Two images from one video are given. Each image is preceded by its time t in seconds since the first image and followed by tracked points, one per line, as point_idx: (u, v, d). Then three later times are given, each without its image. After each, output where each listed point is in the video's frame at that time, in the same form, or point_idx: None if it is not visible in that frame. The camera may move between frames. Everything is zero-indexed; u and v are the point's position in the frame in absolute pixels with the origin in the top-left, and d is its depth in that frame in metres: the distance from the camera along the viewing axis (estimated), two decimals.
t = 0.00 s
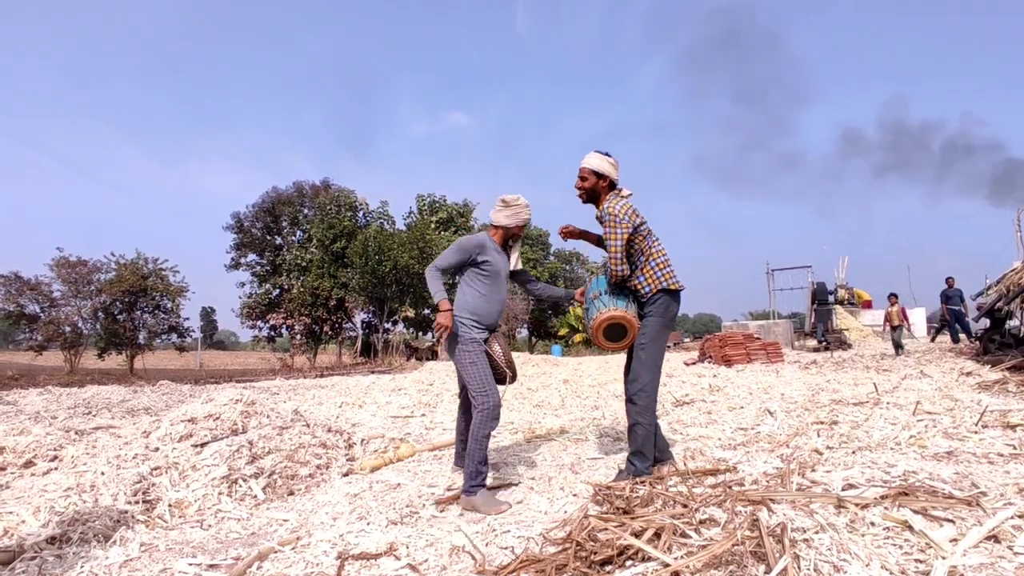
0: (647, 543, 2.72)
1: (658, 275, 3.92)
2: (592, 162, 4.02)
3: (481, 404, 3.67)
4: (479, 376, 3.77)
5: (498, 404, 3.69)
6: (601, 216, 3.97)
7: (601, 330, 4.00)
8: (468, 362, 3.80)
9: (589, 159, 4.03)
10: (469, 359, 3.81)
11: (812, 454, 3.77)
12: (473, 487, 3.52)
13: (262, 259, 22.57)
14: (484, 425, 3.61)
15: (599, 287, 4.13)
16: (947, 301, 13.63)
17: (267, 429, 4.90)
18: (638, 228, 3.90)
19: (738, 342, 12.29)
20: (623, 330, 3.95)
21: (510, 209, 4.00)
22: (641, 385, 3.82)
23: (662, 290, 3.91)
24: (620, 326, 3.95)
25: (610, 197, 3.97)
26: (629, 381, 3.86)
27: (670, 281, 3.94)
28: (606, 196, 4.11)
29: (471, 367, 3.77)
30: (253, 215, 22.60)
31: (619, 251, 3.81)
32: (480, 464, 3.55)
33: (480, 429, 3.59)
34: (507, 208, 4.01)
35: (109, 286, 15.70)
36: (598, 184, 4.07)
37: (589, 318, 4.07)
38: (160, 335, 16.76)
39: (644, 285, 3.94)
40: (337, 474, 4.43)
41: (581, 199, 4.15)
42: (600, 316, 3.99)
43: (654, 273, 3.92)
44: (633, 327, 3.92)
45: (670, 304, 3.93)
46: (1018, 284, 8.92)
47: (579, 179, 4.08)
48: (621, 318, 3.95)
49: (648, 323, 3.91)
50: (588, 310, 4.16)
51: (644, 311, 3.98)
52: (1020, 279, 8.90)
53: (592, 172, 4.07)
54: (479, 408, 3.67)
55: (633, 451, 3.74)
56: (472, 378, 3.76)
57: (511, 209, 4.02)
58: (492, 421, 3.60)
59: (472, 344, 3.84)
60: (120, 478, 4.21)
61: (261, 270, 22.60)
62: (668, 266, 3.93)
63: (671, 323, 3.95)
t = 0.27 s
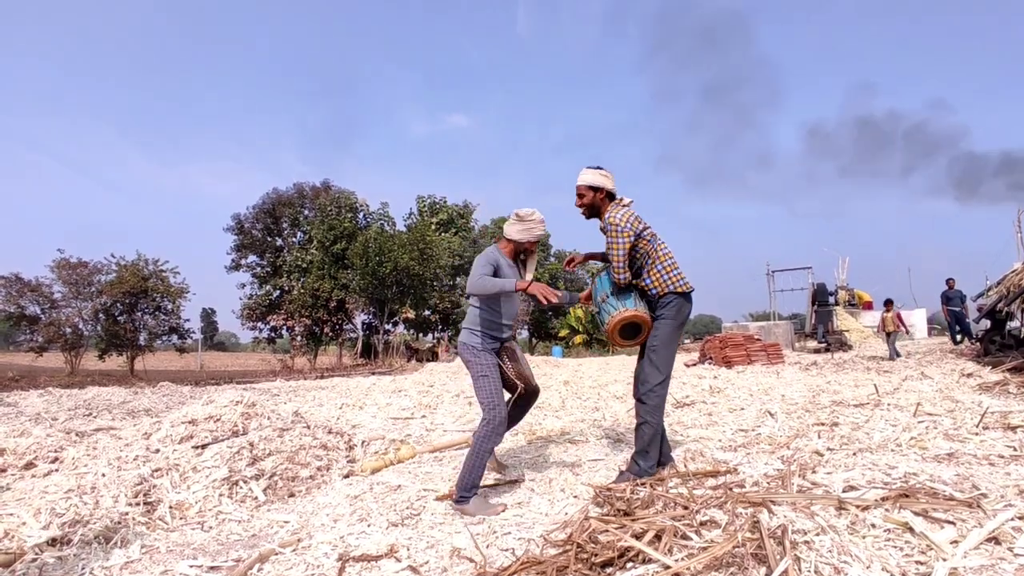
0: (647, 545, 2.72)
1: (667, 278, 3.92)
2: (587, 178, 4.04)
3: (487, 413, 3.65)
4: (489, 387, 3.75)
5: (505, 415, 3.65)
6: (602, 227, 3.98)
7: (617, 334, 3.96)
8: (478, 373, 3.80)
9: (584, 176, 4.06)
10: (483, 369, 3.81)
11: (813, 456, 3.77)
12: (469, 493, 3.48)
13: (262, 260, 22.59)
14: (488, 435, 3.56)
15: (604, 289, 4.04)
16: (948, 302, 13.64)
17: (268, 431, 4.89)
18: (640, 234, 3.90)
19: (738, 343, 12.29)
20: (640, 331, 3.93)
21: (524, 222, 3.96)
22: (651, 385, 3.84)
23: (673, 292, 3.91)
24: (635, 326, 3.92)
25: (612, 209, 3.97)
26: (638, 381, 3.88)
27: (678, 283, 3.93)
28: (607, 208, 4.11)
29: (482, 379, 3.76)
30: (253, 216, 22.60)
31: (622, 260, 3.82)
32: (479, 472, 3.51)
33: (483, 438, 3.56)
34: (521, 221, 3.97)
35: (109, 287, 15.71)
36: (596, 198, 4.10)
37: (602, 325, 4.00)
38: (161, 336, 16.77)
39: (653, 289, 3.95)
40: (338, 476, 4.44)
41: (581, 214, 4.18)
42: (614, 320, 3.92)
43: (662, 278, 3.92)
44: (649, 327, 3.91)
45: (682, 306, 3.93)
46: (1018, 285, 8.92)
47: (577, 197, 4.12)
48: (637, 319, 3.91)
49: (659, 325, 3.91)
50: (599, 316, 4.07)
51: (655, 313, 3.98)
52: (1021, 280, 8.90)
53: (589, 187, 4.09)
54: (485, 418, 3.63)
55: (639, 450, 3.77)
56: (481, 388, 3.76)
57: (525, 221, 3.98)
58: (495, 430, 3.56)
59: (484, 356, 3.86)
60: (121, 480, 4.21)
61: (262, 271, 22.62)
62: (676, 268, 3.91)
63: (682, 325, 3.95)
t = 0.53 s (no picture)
0: (647, 546, 2.72)
1: (667, 278, 3.92)
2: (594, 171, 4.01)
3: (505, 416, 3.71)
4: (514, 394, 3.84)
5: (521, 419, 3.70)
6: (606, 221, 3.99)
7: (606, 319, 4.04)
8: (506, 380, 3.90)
9: (596, 169, 4.02)
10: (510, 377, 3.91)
11: (813, 457, 3.77)
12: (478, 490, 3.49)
13: (263, 261, 22.61)
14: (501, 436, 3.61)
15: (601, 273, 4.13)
16: (948, 303, 13.64)
17: (268, 432, 4.89)
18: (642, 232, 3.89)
19: (738, 344, 12.28)
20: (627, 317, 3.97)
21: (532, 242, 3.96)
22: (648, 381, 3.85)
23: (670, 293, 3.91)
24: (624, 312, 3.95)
25: (620, 201, 3.95)
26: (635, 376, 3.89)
27: (680, 282, 3.93)
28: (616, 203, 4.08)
29: (507, 384, 3.87)
30: (254, 217, 22.60)
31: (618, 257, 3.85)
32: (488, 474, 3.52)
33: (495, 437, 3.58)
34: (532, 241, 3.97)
35: (110, 288, 15.72)
36: (608, 192, 4.06)
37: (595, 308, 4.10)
38: (161, 337, 16.78)
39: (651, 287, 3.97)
40: (338, 477, 4.44)
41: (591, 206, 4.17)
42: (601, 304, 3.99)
43: (664, 277, 3.92)
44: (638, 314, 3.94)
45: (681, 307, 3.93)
46: (1018, 286, 8.92)
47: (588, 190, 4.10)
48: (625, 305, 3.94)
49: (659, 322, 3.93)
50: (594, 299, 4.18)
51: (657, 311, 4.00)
52: (1021, 281, 8.89)
53: (602, 180, 4.06)
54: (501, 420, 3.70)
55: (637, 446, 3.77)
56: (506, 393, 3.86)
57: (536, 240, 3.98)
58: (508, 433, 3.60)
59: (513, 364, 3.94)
60: (122, 481, 4.20)
61: (262, 272, 22.64)
62: (678, 269, 3.90)
63: (683, 324, 3.96)
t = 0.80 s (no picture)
0: (647, 547, 2.72)
1: (666, 275, 3.91)
2: (596, 169, 4.08)
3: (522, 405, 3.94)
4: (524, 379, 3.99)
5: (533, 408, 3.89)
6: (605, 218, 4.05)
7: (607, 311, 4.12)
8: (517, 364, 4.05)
9: (592, 169, 4.10)
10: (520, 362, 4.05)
11: (813, 458, 3.77)
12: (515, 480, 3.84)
13: (263, 262, 22.62)
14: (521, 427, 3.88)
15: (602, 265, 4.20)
16: (949, 304, 13.64)
17: (269, 433, 4.90)
18: (638, 227, 3.89)
19: (738, 345, 12.29)
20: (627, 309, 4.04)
21: (539, 227, 4.01)
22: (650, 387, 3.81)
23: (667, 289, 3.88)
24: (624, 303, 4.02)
25: (621, 197, 4.00)
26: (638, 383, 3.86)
27: (677, 280, 3.90)
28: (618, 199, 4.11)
29: (517, 367, 4.02)
30: (254, 218, 22.61)
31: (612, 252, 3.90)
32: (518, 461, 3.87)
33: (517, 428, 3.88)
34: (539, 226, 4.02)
35: (110, 289, 15.74)
36: (609, 190, 4.11)
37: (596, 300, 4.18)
38: (161, 338, 16.78)
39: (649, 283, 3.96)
40: (338, 478, 4.45)
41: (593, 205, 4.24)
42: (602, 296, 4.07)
43: (659, 274, 3.90)
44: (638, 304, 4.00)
45: (679, 305, 3.89)
46: (1018, 287, 8.92)
47: (591, 188, 4.17)
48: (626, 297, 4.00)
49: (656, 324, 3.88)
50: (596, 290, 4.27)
51: (655, 313, 3.95)
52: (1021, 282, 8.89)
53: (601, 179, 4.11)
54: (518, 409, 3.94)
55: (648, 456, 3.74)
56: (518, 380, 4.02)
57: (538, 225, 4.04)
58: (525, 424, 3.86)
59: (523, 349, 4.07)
60: (122, 482, 4.21)
61: (262, 273, 22.65)
62: (675, 267, 3.87)
63: (681, 323, 3.91)
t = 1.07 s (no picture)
0: (647, 550, 2.71)
1: (659, 266, 3.84)
2: (603, 157, 4.09)
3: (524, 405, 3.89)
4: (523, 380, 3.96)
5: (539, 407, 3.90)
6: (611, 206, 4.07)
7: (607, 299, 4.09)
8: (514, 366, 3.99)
9: (592, 162, 4.10)
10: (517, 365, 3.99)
11: (813, 460, 3.77)
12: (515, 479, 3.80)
13: (263, 262, 22.63)
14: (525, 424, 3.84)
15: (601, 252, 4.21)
16: (949, 304, 13.63)
17: (268, 435, 4.90)
18: (640, 215, 3.90)
19: (739, 345, 12.28)
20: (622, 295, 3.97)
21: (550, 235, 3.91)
22: (652, 390, 3.77)
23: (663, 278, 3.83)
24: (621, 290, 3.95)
25: (629, 185, 4.02)
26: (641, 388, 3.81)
27: (672, 274, 3.82)
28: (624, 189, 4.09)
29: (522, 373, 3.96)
30: (254, 219, 22.62)
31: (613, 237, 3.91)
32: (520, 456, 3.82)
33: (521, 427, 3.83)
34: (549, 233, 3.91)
35: (110, 290, 15.76)
36: (612, 180, 4.08)
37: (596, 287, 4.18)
38: (162, 339, 16.79)
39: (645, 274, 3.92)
40: (338, 480, 4.45)
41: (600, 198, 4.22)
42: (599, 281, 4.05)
43: (655, 265, 3.86)
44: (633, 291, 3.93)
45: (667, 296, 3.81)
46: (1019, 288, 8.91)
47: (593, 181, 4.14)
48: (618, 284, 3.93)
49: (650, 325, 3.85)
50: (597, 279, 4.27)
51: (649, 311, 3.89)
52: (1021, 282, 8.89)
53: (597, 173, 4.09)
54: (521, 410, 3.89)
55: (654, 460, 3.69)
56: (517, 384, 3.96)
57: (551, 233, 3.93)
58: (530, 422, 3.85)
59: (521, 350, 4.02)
60: (122, 485, 4.21)
61: (263, 274, 22.66)
62: (670, 258, 3.82)
63: (675, 318, 3.83)
